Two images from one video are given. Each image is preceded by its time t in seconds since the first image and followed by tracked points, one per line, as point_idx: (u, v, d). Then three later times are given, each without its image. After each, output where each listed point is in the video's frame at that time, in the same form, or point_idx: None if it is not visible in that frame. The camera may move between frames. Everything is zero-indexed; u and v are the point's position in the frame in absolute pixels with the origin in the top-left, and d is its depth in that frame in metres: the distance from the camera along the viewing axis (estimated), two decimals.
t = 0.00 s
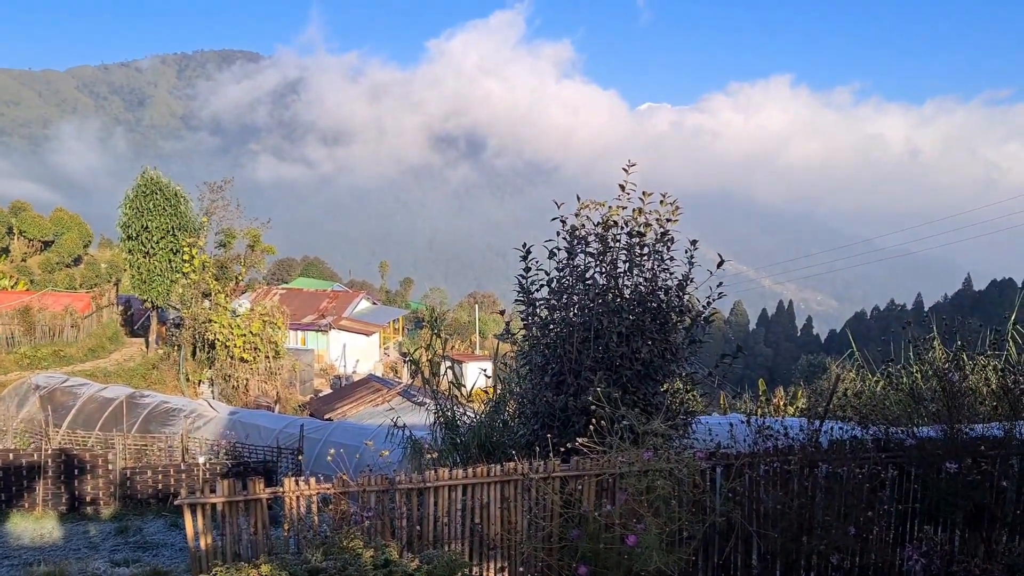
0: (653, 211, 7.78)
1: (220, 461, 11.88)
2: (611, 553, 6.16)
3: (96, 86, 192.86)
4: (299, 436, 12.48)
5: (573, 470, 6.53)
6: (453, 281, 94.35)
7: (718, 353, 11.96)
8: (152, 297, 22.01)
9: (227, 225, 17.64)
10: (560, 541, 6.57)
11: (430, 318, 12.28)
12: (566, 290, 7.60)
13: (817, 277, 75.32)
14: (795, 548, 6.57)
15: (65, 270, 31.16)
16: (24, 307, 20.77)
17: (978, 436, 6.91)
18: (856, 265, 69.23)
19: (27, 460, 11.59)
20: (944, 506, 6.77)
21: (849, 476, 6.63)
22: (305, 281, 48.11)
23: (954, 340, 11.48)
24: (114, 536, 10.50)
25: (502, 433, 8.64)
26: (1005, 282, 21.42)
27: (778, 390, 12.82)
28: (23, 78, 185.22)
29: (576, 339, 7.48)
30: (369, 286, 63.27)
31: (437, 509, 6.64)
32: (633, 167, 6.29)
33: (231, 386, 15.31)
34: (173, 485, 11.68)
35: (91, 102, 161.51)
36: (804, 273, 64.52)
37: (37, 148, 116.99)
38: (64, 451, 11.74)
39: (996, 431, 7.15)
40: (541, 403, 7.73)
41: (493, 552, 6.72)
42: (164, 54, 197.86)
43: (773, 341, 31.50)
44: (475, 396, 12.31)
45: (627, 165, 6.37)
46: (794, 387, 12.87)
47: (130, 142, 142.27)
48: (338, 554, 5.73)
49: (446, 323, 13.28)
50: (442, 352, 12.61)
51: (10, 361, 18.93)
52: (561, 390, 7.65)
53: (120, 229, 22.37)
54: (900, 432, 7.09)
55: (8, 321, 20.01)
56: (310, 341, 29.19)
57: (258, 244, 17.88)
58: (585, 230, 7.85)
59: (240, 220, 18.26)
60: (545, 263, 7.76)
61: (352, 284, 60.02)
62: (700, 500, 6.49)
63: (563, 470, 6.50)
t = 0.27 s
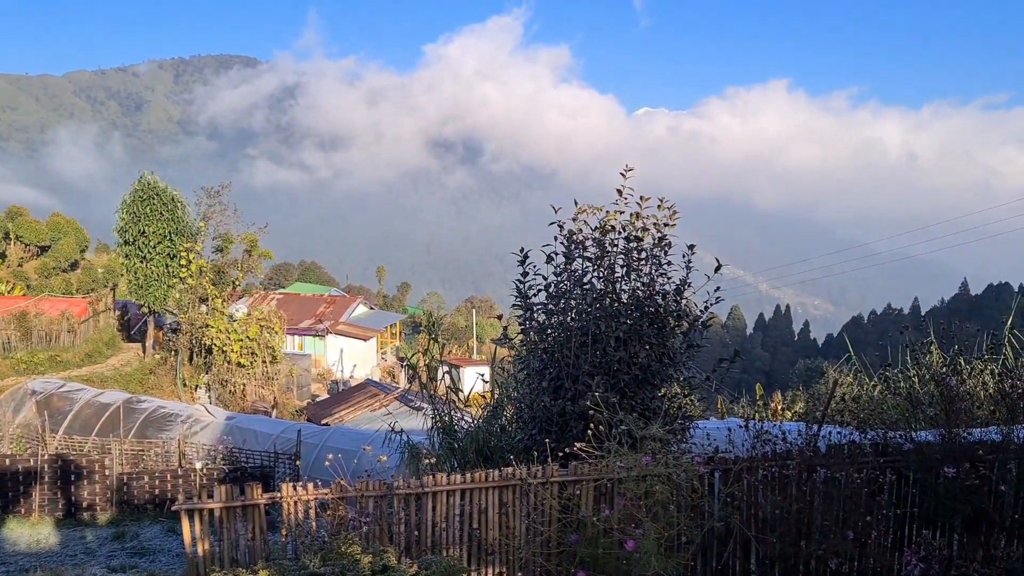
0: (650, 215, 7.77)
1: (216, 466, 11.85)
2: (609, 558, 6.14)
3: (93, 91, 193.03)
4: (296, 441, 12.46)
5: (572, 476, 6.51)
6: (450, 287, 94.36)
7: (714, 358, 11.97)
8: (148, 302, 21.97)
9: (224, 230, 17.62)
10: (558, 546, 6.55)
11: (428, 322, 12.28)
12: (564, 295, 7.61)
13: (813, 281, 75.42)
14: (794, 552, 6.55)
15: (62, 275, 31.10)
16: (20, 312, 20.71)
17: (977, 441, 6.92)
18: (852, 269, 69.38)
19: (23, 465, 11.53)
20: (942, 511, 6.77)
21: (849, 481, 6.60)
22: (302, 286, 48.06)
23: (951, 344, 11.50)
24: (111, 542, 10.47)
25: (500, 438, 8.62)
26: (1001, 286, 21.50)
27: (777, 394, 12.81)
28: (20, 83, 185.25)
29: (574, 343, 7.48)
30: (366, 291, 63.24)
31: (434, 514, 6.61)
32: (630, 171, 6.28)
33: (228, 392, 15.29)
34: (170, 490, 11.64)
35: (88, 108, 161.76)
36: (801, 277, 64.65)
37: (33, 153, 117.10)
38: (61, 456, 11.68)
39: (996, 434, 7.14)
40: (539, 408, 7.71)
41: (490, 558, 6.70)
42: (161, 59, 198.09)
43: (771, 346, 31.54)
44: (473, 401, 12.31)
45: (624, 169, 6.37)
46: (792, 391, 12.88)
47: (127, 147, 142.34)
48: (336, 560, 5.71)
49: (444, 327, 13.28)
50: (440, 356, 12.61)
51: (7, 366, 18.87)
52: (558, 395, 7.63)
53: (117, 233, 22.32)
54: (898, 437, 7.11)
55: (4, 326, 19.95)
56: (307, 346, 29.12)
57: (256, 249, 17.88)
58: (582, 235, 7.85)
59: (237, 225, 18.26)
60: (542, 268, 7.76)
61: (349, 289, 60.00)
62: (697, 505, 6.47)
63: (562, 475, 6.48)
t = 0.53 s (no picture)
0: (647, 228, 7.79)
1: (212, 478, 11.81)
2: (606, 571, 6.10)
3: (90, 103, 193.72)
4: (292, 453, 12.43)
5: (569, 487, 6.50)
6: (446, 299, 94.36)
7: (711, 370, 11.99)
8: (144, 314, 21.94)
9: (220, 242, 17.64)
10: (555, 560, 6.51)
11: (424, 334, 12.27)
12: (561, 306, 7.61)
13: (809, 292, 75.56)
14: (790, 566, 6.54)
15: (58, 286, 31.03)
16: (16, 324, 20.63)
17: (973, 453, 6.94)
18: (847, 279, 69.57)
19: (17, 478, 11.43)
20: (939, 523, 6.77)
21: (845, 494, 6.60)
22: (298, 297, 48.05)
23: (948, 356, 11.52)
24: (105, 555, 10.40)
25: (497, 451, 8.58)
26: (996, 298, 21.57)
27: (774, 405, 12.84)
28: (17, 95, 185.76)
29: (570, 356, 7.48)
30: (363, 302, 63.25)
31: (431, 528, 6.51)
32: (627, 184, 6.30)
33: (223, 403, 15.25)
34: (165, 503, 11.59)
35: (85, 119, 162.25)
36: (796, 287, 64.79)
37: (29, 164, 117.24)
38: (55, 468, 11.60)
39: (990, 446, 7.16)
40: (535, 420, 7.70)
41: (488, 572, 6.61)
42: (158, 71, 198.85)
43: (767, 356, 31.57)
44: (470, 413, 12.31)
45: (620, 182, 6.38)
46: (789, 403, 12.91)
47: (124, 160, 142.75)
48: None
49: (440, 339, 13.28)
50: (436, 368, 12.59)
51: (2, 378, 18.77)
52: (555, 407, 7.61)
53: (113, 245, 22.30)
54: (895, 448, 7.11)
55: None
56: (303, 358, 29.06)
57: (252, 260, 17.88)
58: (579, 247, 7.86)
59: (234, 237, 18.30)
60: (539, 280, 7.77)
61: (345, 300, 59.99)
62: (695, 518, 6.43)
63: (558, 488, 6.47)
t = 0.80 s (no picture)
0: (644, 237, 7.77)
1: (208, 488, 11.76)
2: None
3: (89, 114, 194.64)
4: (289, 463, 12.40)
5: (567, 498, 6.48)
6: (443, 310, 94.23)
7: (708, 379, 12.02)
8: (141, 323, 21.90)
9: (218, 251, 17.65)
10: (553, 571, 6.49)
11: (422, 344, 12.26)
12: (558, 316, 7.59)
13: (806, 301, 75.89)
14: None
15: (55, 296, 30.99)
16: (12, 333, 20.59)
17: (970, 463, 6.96)
18: (844, 289, 69.89)
19: (13, 489, 11.36)
20: (938, 533, 6.77)
21: (843, 505, 6.59)
22: (295, 307, 48.05)
23: (944, 365, 11.55)
24: (101, 566, 10.36)
25: (494, 462, 8.54)
26: (992, 307, 21.58)
27: (771, 414, 12.87)
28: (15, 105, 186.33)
29: (568, 365, 7.46)
30: (361, 311, 63.28)
31: (429, 539, 6.49)
32: (624, 195, 6.31)
33: (220, 413, 15.21)
34: (162, 514, 11.53)
35: (83, 129, 162.80)
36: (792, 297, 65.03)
37: (27, 173, 117.48)
38: (51, 479, 11.51)
39: (987, 457, 7.17)
40: (533, 430, 7.67)
41: None
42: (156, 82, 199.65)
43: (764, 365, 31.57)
44: (467, 422, 12.29)
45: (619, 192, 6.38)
46: (786, 411, 12.94)
47: (121, 171, 143.32)
48: None
49: (437, 348, 13.29)
50: (433, 378, 12.59)
51: None
52: (553, 417, 7.59)
53: (110, 255, 22.28)
54: (892, 458, 7.12)
55: None
56: (300, 367, 29.03)
57: (249, 270, 17.88)
58: (576, 257, 7.85)
59: (232, 246, 18.32)
60: (536, 290, 7.76)
61: (343, 310, 60.01)
62: (693, 529, 6.40)
63: (557, 498, 6.45)
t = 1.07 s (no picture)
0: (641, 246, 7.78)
1: (205, 497, 11.72)
2: None
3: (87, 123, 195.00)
4: (286, 472, 12.36)
5: (564, 508, 6.46)
6: (441, 319, 94.17)
7: (706, 388, 12.05)
8: (138, 332, 21.82)
9: (216, 260, 17.64)
10: None
11: (420, 352, 12.25)
12: (555, 325, 7.59)
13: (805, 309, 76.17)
14: None
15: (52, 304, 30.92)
16: (9, 342, 20.53)
17: (967, 473, 6.98)
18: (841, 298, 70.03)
19: (9, 498, 11.30)
20: (934, 542, 6.77)
21: (840, 515, 6.60)
22: (293, 316, 48.02)
23: (941, 374, 11.57)
24: None
25: (492, 471, 8.51)
26: (991, 315, 21.57)
27: (768, 423, 12.90)
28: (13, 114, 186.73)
29: (565, 375, 7.46)
30: (358, 319, 63.26)
31: (427, 548, 6.48)
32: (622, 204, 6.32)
33: (217, 422, 15.17)
34: (158, 523, 11.47)
35: (81, 138, 163.08)
36: (790, 305, 65.19)
37: (24, 182, 117.57)
38: (48, 488, 11.46)
39: (984, 466, 7.19)
40: (531, 440, 7.65)
41: None
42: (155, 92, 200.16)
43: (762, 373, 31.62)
44: (465, 430, 12.28)
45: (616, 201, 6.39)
46: (784, 420, 12.96)
47: (119, 179, 143.41)
48: None
49: (435, 357, 13.29)
50: (431, 386, 12.56)
51: None
52: (550, 426, 7.58)
53: (108, 263, 22.25)
54: (889, 468, 7.12)
55: None
56: (297, 376, 28.97)
57: (247, 278, 17.86)
58: (573, 266, 7.85)
59: (230, 254, 18.32)
60: (534, 299, 7.76)
61: (341, 318, 59.97)
62: (691, 538, 6.38)
63: (554, 507, 6.44)
